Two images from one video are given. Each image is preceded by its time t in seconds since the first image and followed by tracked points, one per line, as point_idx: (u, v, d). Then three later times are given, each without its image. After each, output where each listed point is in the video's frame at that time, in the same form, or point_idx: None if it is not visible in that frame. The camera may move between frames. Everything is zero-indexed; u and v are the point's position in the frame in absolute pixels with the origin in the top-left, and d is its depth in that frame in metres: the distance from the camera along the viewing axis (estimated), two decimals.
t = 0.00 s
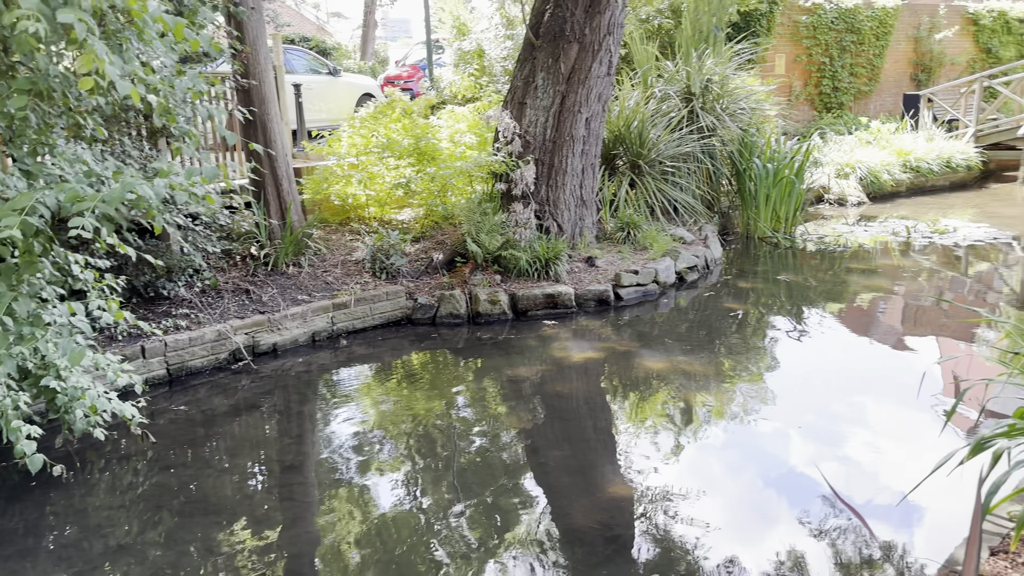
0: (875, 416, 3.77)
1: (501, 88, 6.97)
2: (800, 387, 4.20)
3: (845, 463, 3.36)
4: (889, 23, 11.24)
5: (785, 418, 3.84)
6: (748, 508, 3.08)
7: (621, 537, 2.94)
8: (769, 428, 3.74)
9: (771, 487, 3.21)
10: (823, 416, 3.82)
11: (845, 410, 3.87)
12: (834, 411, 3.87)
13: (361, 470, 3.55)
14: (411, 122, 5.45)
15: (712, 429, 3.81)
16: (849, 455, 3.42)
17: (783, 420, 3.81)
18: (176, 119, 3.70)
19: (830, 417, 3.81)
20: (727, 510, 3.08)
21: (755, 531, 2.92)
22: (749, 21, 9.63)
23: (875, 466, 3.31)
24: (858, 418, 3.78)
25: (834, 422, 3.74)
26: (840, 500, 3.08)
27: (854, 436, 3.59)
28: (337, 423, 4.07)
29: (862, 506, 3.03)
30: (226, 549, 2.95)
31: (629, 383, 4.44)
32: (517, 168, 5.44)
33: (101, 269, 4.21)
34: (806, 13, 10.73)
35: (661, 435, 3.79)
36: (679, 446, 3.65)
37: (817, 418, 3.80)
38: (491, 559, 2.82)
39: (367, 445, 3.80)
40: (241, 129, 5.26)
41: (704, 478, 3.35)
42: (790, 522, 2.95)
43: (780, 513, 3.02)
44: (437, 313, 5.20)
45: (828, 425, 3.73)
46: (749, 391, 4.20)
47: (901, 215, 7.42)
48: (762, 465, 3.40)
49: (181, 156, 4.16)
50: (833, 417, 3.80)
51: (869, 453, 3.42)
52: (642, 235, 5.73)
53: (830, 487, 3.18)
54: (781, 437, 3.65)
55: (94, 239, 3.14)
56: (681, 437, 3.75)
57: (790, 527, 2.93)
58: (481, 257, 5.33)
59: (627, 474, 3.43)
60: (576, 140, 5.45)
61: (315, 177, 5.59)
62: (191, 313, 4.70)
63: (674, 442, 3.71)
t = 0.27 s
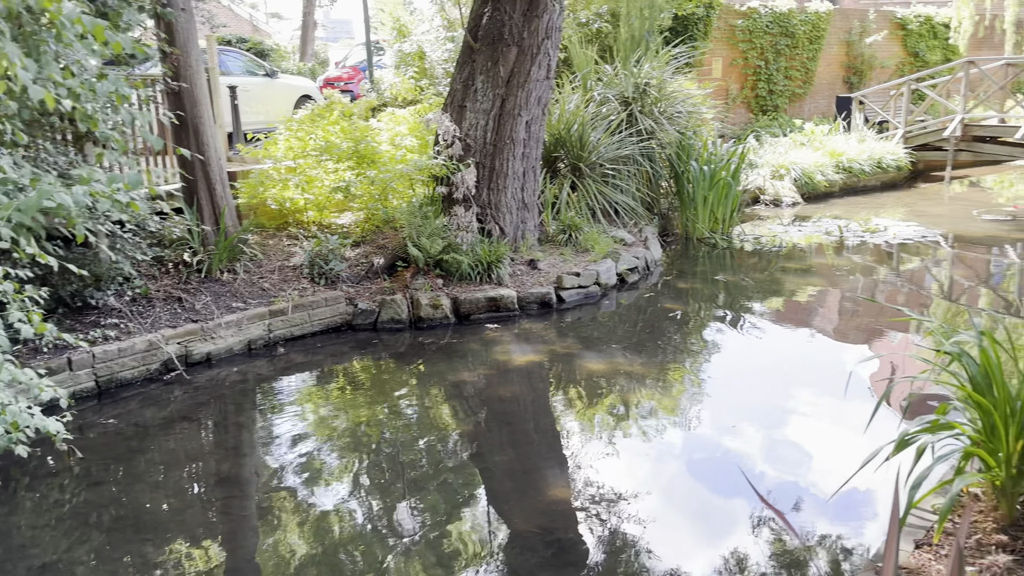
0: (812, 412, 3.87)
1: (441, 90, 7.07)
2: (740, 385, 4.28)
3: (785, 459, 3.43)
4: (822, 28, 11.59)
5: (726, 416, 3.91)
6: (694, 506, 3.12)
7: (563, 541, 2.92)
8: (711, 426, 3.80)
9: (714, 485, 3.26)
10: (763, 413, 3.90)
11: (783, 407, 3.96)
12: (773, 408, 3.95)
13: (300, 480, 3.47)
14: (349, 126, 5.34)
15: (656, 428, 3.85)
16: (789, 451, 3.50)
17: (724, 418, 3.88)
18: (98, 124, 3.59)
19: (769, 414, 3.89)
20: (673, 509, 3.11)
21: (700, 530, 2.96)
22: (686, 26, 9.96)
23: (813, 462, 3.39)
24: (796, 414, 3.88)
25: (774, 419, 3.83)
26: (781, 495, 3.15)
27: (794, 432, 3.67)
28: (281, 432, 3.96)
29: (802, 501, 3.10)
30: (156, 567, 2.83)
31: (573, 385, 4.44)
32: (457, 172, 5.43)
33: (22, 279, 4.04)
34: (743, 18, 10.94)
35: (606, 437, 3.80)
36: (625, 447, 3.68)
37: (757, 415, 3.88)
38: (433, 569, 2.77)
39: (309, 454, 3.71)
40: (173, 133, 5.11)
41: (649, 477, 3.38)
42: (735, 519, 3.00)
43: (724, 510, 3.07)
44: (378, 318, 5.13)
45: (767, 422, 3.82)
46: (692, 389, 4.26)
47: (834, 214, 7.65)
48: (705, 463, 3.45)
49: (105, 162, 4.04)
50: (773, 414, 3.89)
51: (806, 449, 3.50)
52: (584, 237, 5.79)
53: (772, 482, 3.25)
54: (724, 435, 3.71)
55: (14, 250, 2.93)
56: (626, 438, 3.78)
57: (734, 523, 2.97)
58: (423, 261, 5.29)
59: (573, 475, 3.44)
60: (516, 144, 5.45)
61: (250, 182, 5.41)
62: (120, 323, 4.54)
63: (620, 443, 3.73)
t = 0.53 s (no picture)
0: (762, 406, 3.92)
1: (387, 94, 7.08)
2: (691, 383, 4.32)
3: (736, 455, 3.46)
4: (765, 33, 11.86)
5: (678, 413, 3.93)
6: (647, 506, 3.12)
7: (512, 549, 2.86)
8: (663, 425, 3.82)
9: (666, 483, 3.26)
10: (714, 410, 3.94)
11: (735, 403, 4.00)
12: (725, 404, 3.99)
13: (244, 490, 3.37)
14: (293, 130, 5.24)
15: (611, 428, 3.85)
16: (739, 447, 3.52)
17: (675, 415, 3.90)
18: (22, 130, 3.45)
19: (720, 411, 3.92)
20: (625, 508, 3.10)
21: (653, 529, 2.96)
22: (632, 31, 10.16)
23: (763, 457, 3.42)
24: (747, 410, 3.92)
25: (725, 416, 3.86)
26: (732, 490, 3.17)
27: (744, 428, 3.70)
28: (229, 441, 3.85)
29: (753, 495, 3.12)
30: None
31: (524, 388, 4.41)
32: (403, 177, 5.38)
33: None
34: (687, 23, 11.20)
35: (560, 440, 3.78)
36: (579, 448, 3.67)
37: (709, 412, 3.91)
38: None
39: (256, 463, 3.60)
40: (108, 139, 4.96)
41: (602, 477, 3.37)
42: (686, 515, 3.01)
43: (677, 507, 3.07)
44: (323, 326, 5.05)
45: (718, 418, 3.85)
46: (647, 390, 4.27)
47: (777, 216, 7.82)
48: (659, 461, 3.46)
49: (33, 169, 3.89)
50: (724, 410, 3.92)
51: (756, 444, 3.53)
52: (532, 242, 5.81)
53: (724, 478, 3.27)
54: (676, 432, 3.73)
55: None
56: (580, 439, 3.77)
57: (686, 520, 2.98)
58: (369, 267, 5.23)
59: (527, 479, 3.41)
60: (462, 148, 5.43)
61: (190, 189, 5.34)
62: (53, 335, 4.38)
63: (575, 444, 3.72)
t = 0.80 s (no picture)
0: (716, 406, 3.95)
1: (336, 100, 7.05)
2: (647, 384, 4.35)
3: (688, 454, 3.48)
4: (713, 40, 12.09)
5: (633, 414, 3.96)
6: (601, 507, 3.11)
7: (462, 559, 2.78)
8: (619, 427, 3.81)
9: (619, 485, 3.24)
10: (669, 410, 3.96)
11: (689, 403, 4.03)
12: (680, 404, 4.02)
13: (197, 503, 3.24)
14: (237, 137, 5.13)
15: (567, 431, 3.83)
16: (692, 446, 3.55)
17: (630, 416, 3.92)
18: None
19: (675, 411, 3.95)
20: (577, 508, 3.10)
21: (603, 530, 2.96)
22: (583, 38, 10.30)
23: (716, 458, 3.42)
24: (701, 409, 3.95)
25: (680, 416, 3.89)
26: (682, 488, 3.18)
27: (697, 428, 3.72)
28: (180, 453, 3.73)
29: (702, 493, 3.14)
30: None
31: (477, 393, 4.37)
32: (351, 185, 5.32)
33: None
34: (637, 30, 11.42)
35: (514, 445, 3.73)
36: (535, 452, 3.64)
37: (664, 412, 3.94)
38: None
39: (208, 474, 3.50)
40: (45, 148, 4.81)
41: (556, 478, 3.36)
42: (636, 512, 3.02)
43: (628, 504, 3.08)
44: (269, 337, 4.97)
45: (673, 418, 3.88)
46: (603, 393, 4.26)
47: (726, 221, 7.96)
48: (614, 462, 3.46)
49: None
50: (678, 410, 3.96)
51: (709, 443, 3.56)
52: (483, 249, 5.80)
53: (675, 477, 3.29)
54: (631, 432, 3.74)
55: None
56: (535, 443, 3.73)
57: (635, 516, 2.98)
58: (317, 276, 5.16)
59: (482, 487, 3.36)
60: (411, 156, 5.40)
61: (132, 198, 5.19)
62: None
63: (531, 449, 3.69)
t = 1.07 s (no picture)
0: (674, 412, 3.98)
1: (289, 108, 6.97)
2: (605, 390, 4.36)
3: (647, 459, 3.50)
4: (667, 49, 12.27)
5: (593, 419, 3.96)
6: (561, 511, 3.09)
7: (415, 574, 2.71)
8: (579, 433, 3.81)
9: (579, 491, 3.24)
10: (627, 416, 3.99)
11: (647, 408, 4.06)
12: (638, 410, 4.04)
13: (146, 517, 3.14)
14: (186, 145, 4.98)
15: (527, 437, 3.81)
16: (651, 451, 3.57)
17: (588, 422, 3.93)
18: None
19: (634, 416, 3.97)
20: (538, 516, 3.08)
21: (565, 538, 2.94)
22: (538, 46, 10.36)
23: (673, 462, 3.44)
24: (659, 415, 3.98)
25: (639, 422, 3.91)
26: (642, 493, 3.19)
27: (657, 433, 3.74)
28: (130, 467, 3.62)
29: (662, 496, 3.15)
30: None
31: (434, 403, 4.32)
32: (303, 194, 5.24)
33: None
34: (591, 39, 11.55)
35: (471, 453, 3.70)
36: (496, 458, 3.62)
37: (623, 418, 3.96)
38: None
39: (160, 487, 3.40)
40: None
41: (517, 485, 3.34)
42: (596, 518, 3.01)
43: (588, 510, 3.07)
44: (219, 349, 4.85)
45: (631, 424, 3.89)
46: (560, 400, 4.26)
47: (680, 229, 8.06)
48: (574, 468, 3.45)
49: None
50: (637, 416, 3.98)
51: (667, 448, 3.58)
52: (439, 257, 5.77)
53: (635, 481, 3.30)
54: (590, 438, 3.75)
55: None
56: (495, 450, 3.71)
57: (595, 522, 2.98)
58: (268, 286, 5.07)
59: (438, 496, 3.31)
60: (365, 164, 5.36)
61: (76, 208, 4.99)
62: None
63: (491, 455, 3.66)
